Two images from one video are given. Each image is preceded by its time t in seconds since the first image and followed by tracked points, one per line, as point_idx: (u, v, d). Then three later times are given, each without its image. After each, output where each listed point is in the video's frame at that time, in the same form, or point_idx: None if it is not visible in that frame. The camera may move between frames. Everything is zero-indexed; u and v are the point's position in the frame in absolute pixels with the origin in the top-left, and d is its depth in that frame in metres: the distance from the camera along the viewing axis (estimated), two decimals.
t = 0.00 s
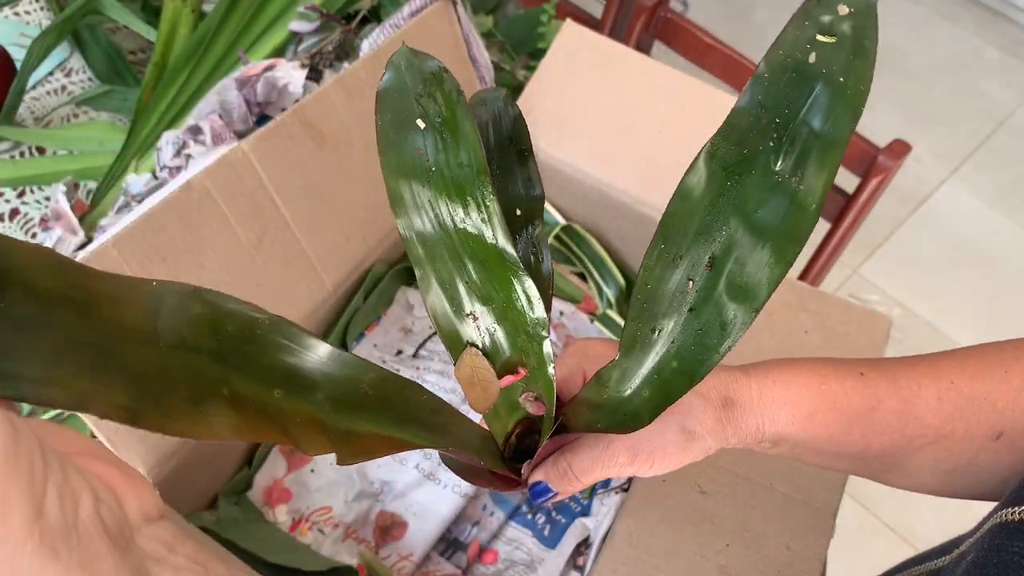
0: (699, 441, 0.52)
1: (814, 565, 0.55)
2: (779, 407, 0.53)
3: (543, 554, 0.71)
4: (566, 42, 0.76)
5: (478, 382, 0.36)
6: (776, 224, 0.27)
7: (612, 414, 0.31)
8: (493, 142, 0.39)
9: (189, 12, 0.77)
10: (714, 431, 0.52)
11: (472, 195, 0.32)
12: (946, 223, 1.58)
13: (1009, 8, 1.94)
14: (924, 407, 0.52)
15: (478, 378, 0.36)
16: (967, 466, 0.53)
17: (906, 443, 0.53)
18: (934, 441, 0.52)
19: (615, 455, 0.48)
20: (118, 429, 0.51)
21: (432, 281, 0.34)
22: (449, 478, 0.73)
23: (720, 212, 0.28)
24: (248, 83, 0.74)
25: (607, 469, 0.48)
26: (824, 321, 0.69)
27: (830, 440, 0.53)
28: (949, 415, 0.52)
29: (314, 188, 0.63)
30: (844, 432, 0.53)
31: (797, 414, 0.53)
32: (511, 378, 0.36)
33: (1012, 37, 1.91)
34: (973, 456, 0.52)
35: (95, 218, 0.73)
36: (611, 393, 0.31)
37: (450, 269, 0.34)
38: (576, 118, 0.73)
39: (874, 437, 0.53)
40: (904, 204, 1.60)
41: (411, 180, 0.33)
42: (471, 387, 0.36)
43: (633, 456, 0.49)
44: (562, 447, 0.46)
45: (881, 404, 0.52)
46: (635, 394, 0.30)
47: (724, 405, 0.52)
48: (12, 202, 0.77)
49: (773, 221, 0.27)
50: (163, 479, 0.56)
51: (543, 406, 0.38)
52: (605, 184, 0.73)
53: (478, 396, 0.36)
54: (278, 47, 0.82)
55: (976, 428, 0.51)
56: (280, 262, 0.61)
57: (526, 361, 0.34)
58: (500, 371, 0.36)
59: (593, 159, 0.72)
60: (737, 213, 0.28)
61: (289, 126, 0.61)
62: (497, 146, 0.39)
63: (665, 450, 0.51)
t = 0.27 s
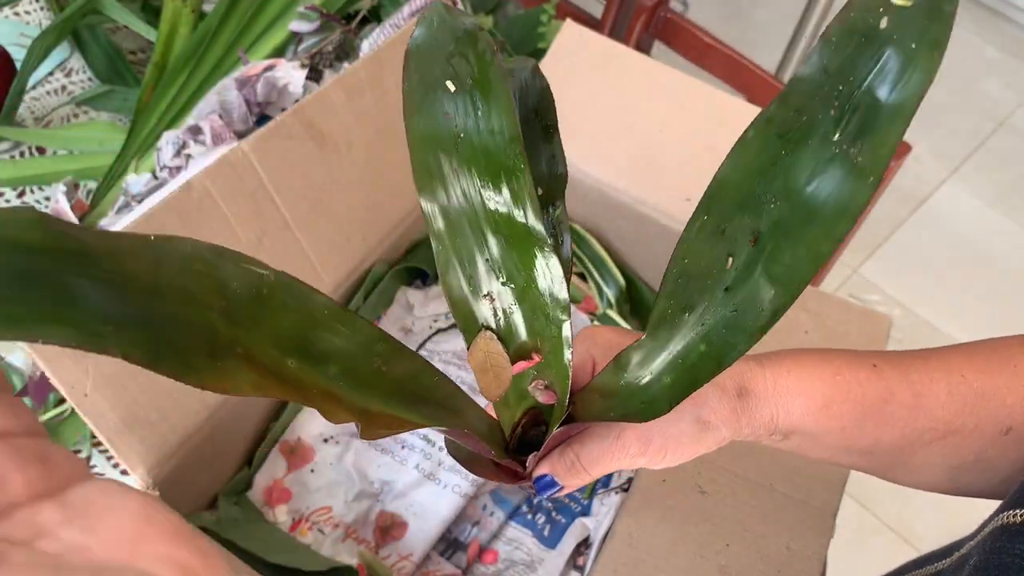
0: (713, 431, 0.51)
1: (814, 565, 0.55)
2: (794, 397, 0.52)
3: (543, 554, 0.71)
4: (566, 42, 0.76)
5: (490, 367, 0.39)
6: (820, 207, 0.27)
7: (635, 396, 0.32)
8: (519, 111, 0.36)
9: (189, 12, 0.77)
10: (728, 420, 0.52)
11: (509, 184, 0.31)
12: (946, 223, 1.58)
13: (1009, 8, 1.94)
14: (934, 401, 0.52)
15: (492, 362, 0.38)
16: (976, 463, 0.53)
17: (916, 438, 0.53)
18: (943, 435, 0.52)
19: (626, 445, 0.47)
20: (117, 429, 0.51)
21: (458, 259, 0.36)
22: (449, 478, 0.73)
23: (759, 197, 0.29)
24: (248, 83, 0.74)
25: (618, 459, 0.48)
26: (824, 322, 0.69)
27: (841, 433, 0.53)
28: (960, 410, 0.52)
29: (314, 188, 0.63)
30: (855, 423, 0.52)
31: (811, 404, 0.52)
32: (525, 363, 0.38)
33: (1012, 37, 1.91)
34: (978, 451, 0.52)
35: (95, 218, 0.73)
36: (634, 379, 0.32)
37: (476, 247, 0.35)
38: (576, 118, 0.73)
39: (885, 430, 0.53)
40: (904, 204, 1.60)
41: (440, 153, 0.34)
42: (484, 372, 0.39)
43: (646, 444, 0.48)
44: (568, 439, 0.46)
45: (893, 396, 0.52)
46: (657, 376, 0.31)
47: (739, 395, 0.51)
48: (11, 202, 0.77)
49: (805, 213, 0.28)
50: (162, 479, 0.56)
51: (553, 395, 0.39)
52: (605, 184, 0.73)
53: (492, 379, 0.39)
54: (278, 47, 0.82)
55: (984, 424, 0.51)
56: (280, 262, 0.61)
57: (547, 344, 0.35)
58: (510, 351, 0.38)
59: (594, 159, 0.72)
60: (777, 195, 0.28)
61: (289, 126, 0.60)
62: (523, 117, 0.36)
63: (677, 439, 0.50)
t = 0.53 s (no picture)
0: (682, 385, 0.52)
1: (814, 565, 0.55)
2: (764, 348, 0.53)
3: (543, 554, 0.71)
4: (566, 41, 0.76)
5: (448, 310, 0.42)
6: (769, 94, 0.29)
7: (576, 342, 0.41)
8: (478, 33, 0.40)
9: (189, 12, 0.77)
10: (697, 372, 0.52)
11: (475, 115, 0.35)
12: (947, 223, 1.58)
13: (1010, 9, 1.94)
14: (908, 367, 0.52)
15: (450, 301, 0.41)
16: (947, 434, 0.53)
17: (887, 404, 0.53)
18: (914, 404, 0.52)
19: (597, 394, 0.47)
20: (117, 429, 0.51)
21: (424, 204, 0.39)
22: (449, 478, 0.73)
23: (697, 151, 0.32)
24: (248, 83, 0.74)
25: (591, 413, 0.47)
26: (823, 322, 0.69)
27: (811, 394, 0.53)
28: (933, 378, 0.51)
29: (314, 188, 0.63)
30: (829, 383, 0.53)
31: (782, 358, 0.53)
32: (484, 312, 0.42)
33: (1012, 38, 1.91)
34: (949, 423, 0.52)
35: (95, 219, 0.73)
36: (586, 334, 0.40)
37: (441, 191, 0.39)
38: (576, 118, 0.73)
39: (857, 394, 0.53)
40: (904, 204, 1.60)
41: (393, 52, 0.35)
42: (442, 316, 0.43)
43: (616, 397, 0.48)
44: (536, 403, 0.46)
45: (868, 358, 0.53)
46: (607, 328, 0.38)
47: (708, 345, 0.52)
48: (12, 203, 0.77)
49: (731, 168, 0.30)
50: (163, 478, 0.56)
51: (492, 305, 0.42)
52: (604, 184, 0.73)
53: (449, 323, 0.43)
54: (277, 47, 0.81)
55: (954, 395, 0.51)
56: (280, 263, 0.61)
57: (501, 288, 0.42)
58: (465, 289, 0.41)
59: (593, 159, 0.72)
60: (707, 148, 0.31)
61: (289, 126, 0.61)
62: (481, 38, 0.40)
63: (648, 397, 0.51)
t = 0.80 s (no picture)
0: (679, 306, 0.50)
1: (814, 565, 0.55)
2: (759, 279, 0.52)
3: (543, 554, 0.71)
4: (566, 42, 0.76)
5: (419, 197, 0.35)
6: None
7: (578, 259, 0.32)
8: None
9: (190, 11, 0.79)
10: (694, 295, 0.50)
11: None
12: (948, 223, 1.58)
13: (1010, 9, 1.97)
14: (896, 317, 0.53)
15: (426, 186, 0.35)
16: (928, 396, 0.54)
17: (873, 355, 0.54)
18: (900, 358, 0.53)
19: (584, 327, 0.46)
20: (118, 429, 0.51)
21: (404, 56, 0.34)
22: (449, 478, 0.73)
23: (664, 42, 0.29)
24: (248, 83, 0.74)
25: (576, 349, 0.46)
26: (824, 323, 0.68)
27: (802, 338, 0.53)
28: (921, 333, 0.53)
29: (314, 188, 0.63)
30: (819, 325, 0.53)
31: (775, 292, 0.52)
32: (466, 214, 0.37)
33: (1012, 37, 1.93)
34: (931, 385, 0.54)
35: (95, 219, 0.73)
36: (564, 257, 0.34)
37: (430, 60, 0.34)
38: (576, 117, 0.73)
39: (846, 340, 0.53)
40: (904, 203, 1.59)
41: None
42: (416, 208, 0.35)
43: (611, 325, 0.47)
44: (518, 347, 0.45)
45: (857, 304, 0.53)
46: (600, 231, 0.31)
47: (702, 271, 0.51)
48: (12, 202, 0.77)
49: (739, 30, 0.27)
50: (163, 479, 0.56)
51: (495, 270, 0.41)
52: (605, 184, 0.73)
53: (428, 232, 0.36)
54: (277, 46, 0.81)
55: (941, 354, 0.53)
56: (280, 262, 0.61)
57: (490, 189, 0.38)
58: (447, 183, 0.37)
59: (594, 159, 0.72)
60: (705, 15, 0.27)
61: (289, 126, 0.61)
62: None
63: (646, 316, 0.48)
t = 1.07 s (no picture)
0: (696, 286, 0.49)
1: (814, 565, 0.55)
2: (770, 262, 0.52)
3: (543, 554, 0.71)
4: (566, 42, 0.76)
5: (429, 148, 0.31)
6: None
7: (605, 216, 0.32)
8: None
9: (189, 12, 0.78)
10: (709, 274, 0.50)
11: None
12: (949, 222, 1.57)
13: (1009, 9, 1.97)
14: (903, 305, 0.53)
15: (434, 137, 0.31)
16: (933, 388, 0.54)
17: (881, 343, 0.53)
18: (907, 347, 0.53)
19: (598, 308, 0.44)
20: (117, 429, 0.51)
21: None
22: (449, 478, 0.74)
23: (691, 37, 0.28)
24: (248, 83, 0.75)
25: (590, 330, 0.44)
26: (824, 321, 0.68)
27: (811, 324, 0.52)
28: (927, 321, 0.53)
29: (314, 188, 0.63)
30: (830, 308, 0.52)
31: (787, 273, 0.52)
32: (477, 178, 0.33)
33: (1012, 37, 1.93)
34: (937, 376, 0.54)
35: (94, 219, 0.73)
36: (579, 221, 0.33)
37: None
38: (575, 117, 0.73)
39: (855, 327, 0.53)
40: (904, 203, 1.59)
41: None
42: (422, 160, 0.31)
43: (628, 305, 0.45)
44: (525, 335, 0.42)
45: (864, 288, 0.53)
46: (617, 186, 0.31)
47: (714, 248, 0.51)
48: (11, 202, 0.77)
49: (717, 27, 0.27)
50: (162, 479, 0.56)
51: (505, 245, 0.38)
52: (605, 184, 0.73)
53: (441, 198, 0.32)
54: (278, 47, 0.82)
55: (949, 343, 0.53)
56: (280, 262, 0.61)
57: (503, 145, 0.35)
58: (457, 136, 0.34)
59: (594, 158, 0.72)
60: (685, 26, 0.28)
61: (289, 126, 0.61)
62: None
63: (665, 294, 0.47)
